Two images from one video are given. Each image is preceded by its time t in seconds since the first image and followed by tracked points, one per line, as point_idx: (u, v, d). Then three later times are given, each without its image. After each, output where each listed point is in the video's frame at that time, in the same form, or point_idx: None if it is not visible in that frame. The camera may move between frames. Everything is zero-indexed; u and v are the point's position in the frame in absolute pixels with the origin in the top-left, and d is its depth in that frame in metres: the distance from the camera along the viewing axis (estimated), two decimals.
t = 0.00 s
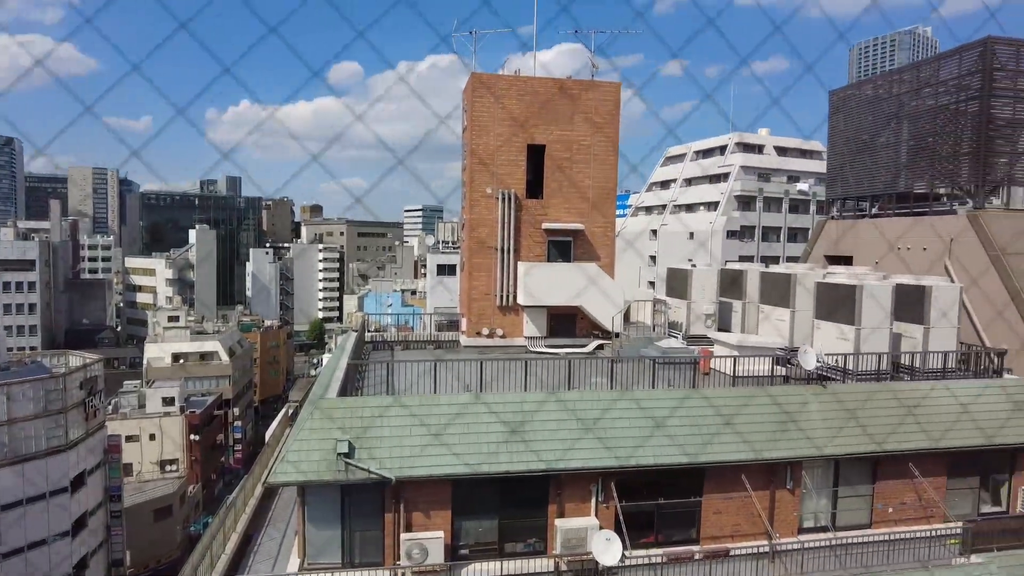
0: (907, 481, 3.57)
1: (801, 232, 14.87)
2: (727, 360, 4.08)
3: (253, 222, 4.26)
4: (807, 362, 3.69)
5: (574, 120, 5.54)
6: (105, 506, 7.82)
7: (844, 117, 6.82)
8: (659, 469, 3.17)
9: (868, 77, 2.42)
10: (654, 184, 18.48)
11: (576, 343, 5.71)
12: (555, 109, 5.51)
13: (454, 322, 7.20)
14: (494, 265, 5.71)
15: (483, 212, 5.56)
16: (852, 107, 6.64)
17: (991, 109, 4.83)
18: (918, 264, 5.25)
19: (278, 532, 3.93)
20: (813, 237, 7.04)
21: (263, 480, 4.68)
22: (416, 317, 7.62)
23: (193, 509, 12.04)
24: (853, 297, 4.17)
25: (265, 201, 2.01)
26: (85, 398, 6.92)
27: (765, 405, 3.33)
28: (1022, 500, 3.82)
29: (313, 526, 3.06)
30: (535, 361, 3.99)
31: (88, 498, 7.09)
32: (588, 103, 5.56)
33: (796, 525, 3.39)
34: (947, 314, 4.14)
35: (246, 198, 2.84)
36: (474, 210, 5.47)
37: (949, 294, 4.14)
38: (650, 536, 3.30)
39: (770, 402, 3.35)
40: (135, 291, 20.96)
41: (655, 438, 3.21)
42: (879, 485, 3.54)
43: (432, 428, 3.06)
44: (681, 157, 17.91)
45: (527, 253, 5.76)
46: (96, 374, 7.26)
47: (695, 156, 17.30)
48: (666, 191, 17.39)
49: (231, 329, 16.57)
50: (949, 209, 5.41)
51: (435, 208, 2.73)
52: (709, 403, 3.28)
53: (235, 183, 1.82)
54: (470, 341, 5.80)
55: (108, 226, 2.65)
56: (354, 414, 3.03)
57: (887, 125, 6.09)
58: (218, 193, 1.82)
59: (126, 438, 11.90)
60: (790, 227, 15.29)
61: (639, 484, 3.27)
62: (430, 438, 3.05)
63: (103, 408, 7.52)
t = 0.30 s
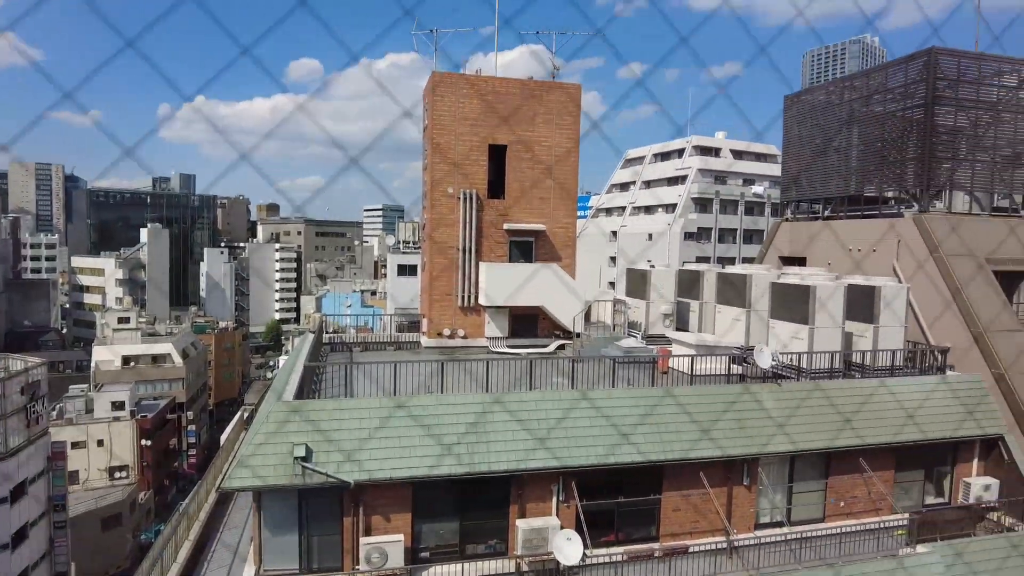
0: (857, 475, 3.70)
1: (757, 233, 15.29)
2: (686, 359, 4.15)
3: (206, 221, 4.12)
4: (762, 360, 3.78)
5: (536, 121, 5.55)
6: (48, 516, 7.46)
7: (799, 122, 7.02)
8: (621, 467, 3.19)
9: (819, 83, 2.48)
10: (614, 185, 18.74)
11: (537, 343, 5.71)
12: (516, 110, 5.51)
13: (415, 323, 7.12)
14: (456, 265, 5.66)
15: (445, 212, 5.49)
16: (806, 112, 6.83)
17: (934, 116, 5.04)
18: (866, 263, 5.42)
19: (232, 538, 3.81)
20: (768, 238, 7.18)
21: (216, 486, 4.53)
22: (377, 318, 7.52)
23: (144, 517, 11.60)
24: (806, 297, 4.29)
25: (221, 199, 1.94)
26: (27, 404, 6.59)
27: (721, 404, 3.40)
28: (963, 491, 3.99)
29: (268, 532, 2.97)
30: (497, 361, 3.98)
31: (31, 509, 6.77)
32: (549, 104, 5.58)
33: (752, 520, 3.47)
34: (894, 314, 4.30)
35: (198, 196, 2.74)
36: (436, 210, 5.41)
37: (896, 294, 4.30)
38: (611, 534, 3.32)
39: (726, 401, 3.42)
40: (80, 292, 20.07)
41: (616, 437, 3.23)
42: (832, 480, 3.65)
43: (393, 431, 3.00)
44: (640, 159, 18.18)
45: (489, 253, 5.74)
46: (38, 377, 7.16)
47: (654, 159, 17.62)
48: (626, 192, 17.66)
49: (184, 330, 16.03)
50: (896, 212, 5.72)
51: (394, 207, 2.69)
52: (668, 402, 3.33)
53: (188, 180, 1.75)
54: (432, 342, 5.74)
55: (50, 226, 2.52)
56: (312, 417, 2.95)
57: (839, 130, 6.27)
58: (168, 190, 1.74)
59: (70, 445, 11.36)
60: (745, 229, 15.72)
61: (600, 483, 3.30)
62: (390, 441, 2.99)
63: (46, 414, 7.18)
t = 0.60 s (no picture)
0: (820, 471, 3.80)
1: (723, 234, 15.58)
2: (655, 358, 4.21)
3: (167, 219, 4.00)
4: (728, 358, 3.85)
5: (506, 121, 5.56)
6: None
7: (764, 125, 7.18)
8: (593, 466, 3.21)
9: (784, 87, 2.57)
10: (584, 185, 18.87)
11: (507, 343, 5.70)
12: (487, 109, 5.50)
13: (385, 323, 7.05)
14: (426, 264, 5.61)
15: (414, 211, 5.46)
16: (771, 115, 6.98)
17: (893, 120, 5.21)
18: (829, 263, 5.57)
19: (196, 544, 3.71)
20: (734, 239, 7.32)
21: (180, 489, 4.42)
22: (346, 319, 7.43)
23: (103, 524, 11.22)
24: (772, 297, 4.39)
25: (187, 197, 1.88)
26: None
27: (691, 402, 3.47)
28: (920, 485, 4.15)
29: (232, 537, 2.89)
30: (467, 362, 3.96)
31: None
32: (519, 104, 5.58)
33: (719, 516, 3.53)
34: (856, 313, 4.42)
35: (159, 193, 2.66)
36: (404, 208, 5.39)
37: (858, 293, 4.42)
38: (581, 533, 3.34)
39: (695, 400, 3.48)
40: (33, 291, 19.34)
41: (587, 436, 3.25)
42: (796, 476, 3.74)
43: (361, 432, 2.97)
44: (609, 160, 18.34)
45: (459, 253, 5.72)
46: None
47: (622, 159, 17.80)
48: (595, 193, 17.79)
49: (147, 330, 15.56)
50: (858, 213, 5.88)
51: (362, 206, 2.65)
52: (638, 401, 3.38)
53: (151, 178, 1.69)
54: (401, 342, 5.68)
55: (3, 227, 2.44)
56: (277, 418, 2.89)
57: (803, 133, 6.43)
58: (128, 187, 1.68)
59: (24, 451, 10.91)
60: (712, 229, 16.01)
61: (570, 481, 3.31)
62: (359, 442, 2.95)
63: None
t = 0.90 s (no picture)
0: (806, 469, 3.84)
1: (709, 233, 15.70)
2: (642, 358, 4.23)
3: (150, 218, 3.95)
4: (715, 357, 3.87)
5: (494, 120, 5.56)
6: None
7: (750, 126, 7.25)
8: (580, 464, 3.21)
9: (768, 88, 2.58)
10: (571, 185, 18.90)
11: (495, 343, 5.69)
12: (474, 108, 5.50)
13: (372, 323, 7.01)
14: (413, 264, 5.59)
15: (401, 210, 5.45)
16: (756, 117, 7.04)
17: (877, 122, 5.27)
18: (813, 263, 5.61)
19: (181, 546, 3.67)
20: (720, 239, 7.36)
21: (165, 491, 4.37)
22: (332, 319, 7.38)
23: (85, 526, 11.07)
24: (758, 297, 4.42)
25: (170, 196, 1.86)
26: None
27: (680, 400, 3.48)
28: (903, 482, 4.21)
29: (219, 538, 2.87)
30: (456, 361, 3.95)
31: None
32: (507, 103, 5.59)
33: (706, 514, 3.56)
34: (840, 312, 4.46)
35: (143, 192, 2.63)
36: (391, 207, 5.37)
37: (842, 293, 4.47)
38: (569, 532, 3.35)
39: (683, 397, 3.50)
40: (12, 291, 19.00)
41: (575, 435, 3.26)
42: (782, 474, 3.78)
43: (350, 432, 2.95)
44: (596, 160, 18.40)
45: (447, 252, 5.71)
46: None
47: (609, 160, 17.85)
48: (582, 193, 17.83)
49: (130, 329, 15.35)
50: (842, 214, 5.94)
51: (349, 206, 2.66)
52: (628, 399, 3.40)
53: (133, 176, 1.67)
54: (388, 342, 5.66)
55: None
56: (264, 419, 2.86)
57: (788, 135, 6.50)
58: (111, 186, 1.68)
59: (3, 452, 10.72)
60: (698, 230, 16.10)
61: (559, 481, 3.32)
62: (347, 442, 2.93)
63: None
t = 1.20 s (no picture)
0: (807, 467, 3.85)
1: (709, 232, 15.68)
2: (642, 357, 4.23)
3: (149, 217, 3.96)
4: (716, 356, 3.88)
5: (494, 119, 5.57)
6: None
7: (750, 125, 7.27)
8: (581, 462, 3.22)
9: (768, 87, 2.56)
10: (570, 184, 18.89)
11: (495, 341, 5.70)
12: (474, 107, 5.51)
13: (371, 322, 7.01)
14: (414, 263, 5.59)
15: (402, 209, 5.45)
16: (756, 116, 7.03)
17: (877, 121, 5.28)
18: (811, 261, 5.61)
19: (182, 545, 3.67)
20: (720, 239, 7.35)
21: (166, 490, 4.38)
22: (331, 318, 7.38)
23: (85, 525, 11.09)
24: (759, 296, 4.43)
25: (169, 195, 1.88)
26: None
27: (679, 399, 3.50)
28: (903, 480, 4.21)
29: (221, 537, 2.87)
30: (454, 360, 3.96)
31: None
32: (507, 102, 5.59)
33: (707, 513, 3.57)
34: (840, 311, 4.46)
35: (142, 191, 2.64)
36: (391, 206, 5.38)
37: (843, 293, 4.47)
38: (571, 531, 3.36)
39: (683, 396, 3.52)
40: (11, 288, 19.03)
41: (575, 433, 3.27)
42: (783, 472, 3.79)
43: (349, 430, 2.96)
44: (596, 159, 18.38)
45: (447, 252, 5.71)
46: None
47: (608, 159, 17.85)
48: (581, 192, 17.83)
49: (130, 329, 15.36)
50: (842, 213, 5.95)
51: (349, 205, 2.68)
52: (628, 398, 3.41)
53: (133, 175, 1.69)
54: (388, 341, 5.66)
55: None
56: (263, 418, 2.88)
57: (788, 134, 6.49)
58: (111, 184, 1.69)
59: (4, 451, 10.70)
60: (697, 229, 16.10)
61: (561, 480, 3.33)
62: (346, 441, 2.94)
63: None
